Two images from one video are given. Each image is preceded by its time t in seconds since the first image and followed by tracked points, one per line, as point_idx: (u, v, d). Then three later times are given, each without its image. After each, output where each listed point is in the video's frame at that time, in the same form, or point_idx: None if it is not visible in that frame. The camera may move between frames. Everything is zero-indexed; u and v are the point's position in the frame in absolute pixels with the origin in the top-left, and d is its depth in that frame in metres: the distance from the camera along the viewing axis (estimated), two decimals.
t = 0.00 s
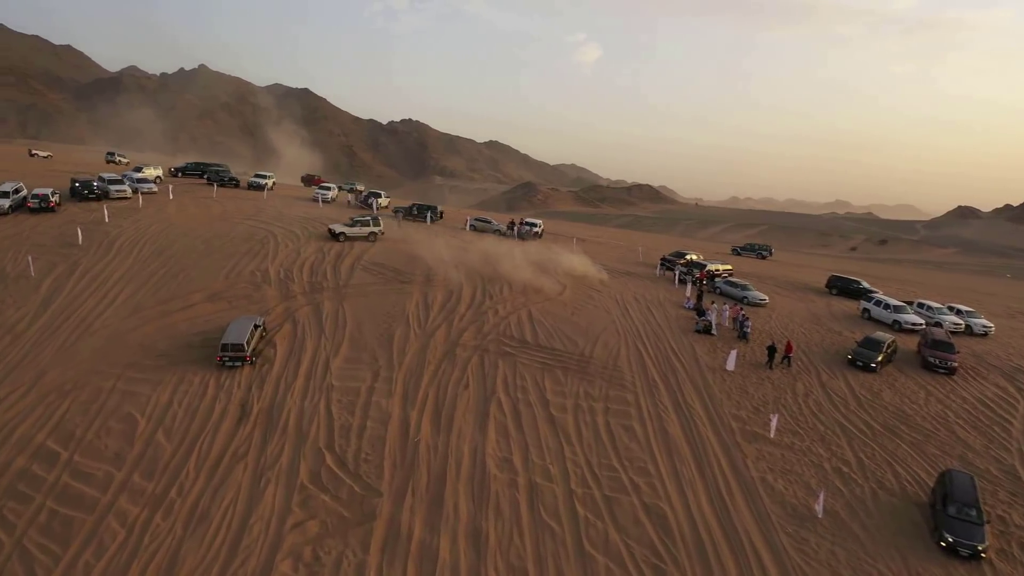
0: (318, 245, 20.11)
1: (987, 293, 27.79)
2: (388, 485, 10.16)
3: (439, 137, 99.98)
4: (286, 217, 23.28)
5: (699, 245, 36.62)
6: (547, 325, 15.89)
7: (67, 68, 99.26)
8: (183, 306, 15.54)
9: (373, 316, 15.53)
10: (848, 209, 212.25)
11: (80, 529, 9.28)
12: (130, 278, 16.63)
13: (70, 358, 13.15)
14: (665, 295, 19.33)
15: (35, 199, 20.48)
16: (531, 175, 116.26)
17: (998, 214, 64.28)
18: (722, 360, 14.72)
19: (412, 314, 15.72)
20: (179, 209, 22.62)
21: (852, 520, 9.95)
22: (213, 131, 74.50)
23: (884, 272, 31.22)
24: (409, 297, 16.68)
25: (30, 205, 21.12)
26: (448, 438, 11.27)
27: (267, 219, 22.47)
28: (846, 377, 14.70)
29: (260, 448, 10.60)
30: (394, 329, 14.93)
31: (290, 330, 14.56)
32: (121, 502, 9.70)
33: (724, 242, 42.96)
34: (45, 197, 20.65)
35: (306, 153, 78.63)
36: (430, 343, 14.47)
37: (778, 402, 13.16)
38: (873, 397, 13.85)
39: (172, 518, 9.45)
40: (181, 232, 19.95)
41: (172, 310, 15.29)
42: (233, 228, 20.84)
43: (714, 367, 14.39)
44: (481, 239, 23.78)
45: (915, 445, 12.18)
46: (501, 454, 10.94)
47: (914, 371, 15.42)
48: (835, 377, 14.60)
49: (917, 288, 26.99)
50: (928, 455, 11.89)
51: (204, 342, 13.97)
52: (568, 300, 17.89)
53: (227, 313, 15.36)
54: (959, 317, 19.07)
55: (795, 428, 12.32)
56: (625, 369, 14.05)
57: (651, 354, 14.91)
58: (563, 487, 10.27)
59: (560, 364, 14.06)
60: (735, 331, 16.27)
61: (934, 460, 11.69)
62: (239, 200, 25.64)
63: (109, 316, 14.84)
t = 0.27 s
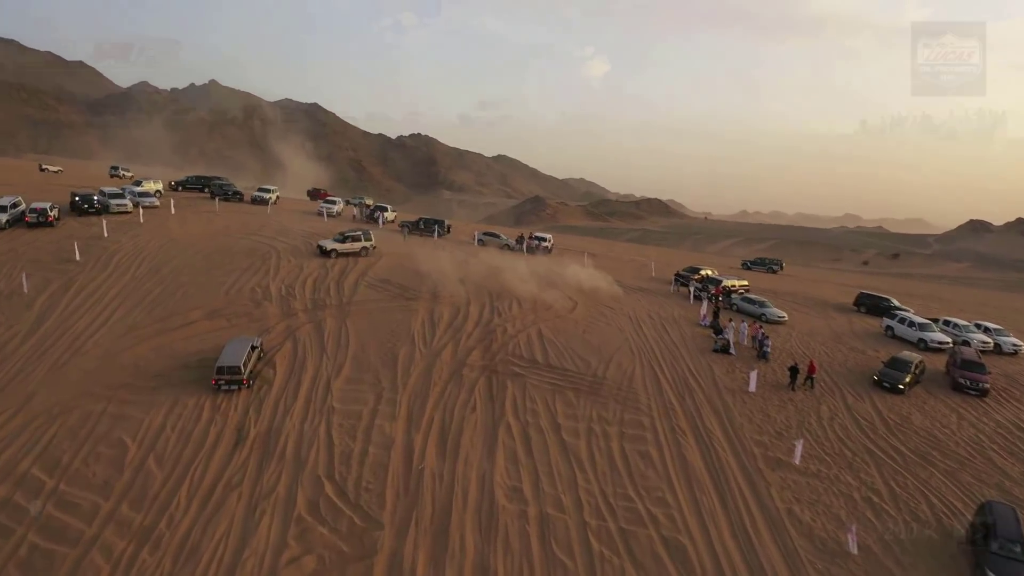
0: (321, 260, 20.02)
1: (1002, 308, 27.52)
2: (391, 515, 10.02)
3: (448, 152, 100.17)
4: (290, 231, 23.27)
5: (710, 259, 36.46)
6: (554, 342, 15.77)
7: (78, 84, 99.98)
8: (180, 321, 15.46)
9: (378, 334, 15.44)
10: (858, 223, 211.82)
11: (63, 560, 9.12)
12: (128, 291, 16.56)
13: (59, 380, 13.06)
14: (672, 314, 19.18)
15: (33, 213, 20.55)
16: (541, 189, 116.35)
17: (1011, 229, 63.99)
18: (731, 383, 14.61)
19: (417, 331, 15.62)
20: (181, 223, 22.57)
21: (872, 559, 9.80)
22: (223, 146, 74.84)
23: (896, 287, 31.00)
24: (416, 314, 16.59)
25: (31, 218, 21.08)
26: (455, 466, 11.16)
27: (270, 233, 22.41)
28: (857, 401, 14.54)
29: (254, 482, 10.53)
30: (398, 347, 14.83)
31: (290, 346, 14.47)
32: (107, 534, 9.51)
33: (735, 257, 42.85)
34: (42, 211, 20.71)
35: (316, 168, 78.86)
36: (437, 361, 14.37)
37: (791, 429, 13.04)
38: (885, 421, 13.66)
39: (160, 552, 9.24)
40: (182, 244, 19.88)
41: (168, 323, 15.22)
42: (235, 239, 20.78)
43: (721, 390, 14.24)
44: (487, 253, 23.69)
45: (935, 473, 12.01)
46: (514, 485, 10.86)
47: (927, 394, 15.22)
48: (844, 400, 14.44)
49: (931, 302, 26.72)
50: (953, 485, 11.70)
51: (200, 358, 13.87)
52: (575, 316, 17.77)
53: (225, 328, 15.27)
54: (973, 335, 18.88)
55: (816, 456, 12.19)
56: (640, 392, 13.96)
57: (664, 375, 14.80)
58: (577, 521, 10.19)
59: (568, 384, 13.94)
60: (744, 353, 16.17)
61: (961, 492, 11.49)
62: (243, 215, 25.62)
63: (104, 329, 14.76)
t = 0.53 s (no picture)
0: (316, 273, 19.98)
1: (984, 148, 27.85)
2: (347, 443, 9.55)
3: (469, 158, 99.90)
4: (286, 229, 23.10)
5: (695, 131, 36.58)
6: (551, 342, 15.80)
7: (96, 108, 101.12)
8: (171, 362, 15.36)
9: (374, 356, 15.46)
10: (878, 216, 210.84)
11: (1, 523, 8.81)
12: (117, 343, 16.45)
13: (38, 405, 13.08)
14: (666, 277, 19.15)
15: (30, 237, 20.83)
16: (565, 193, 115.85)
17: None
18: (730, 363, 14.63)
19: (414, 353, 15.66)
20: (171, 242, 22.41)
21: (900, 442, 9.78)
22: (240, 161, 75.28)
23: (881, 139, 31.22)
24: (411, 332, 16.67)
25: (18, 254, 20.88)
26: (425, 424, 10.69)
27: (262, 243, 22.28)
28: (858, 360, 14.58)
29: (252, 428, 10.38)
30: (392, 370, 14.86)
31: (282, 378, 14.42)
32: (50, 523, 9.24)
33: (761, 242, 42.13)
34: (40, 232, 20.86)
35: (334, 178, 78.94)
36: (434, 381, 14.40)
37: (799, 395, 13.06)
38: (890, 377, 13.71)
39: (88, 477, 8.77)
40: (171, 282, 19.77)
41: (157, 368, 15.11)
42: (226, 267, 20.67)
43: (719, 373, 14.24)
44: (479, 221, 23.67)
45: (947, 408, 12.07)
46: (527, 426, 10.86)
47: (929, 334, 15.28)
48: (843, 362, 14.48)
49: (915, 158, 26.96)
50: (967, 415, 11.77)
51: (193, 394, 13.77)
52: (570, 304, 17.77)
53: (218, 368, 15.19)
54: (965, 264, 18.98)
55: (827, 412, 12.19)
56: (640, 382, 14.00)
57: (663, 363, 14.82)
58: (595, 437, 10.15)
59: (566, 383, 13.96)
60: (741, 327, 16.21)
61: (974, 417, 11.57)
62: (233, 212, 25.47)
63: (92, 378, 14.63)
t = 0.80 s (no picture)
0: (312, 277, 19.94)
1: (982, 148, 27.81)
2: (337, 446, 9.52)
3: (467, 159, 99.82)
4: (282, 229, 23.03)
5: (693, 130, 36.47)
6: (547, 342, 15.73)
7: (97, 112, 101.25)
8: (164, 362, 15.31)
9: (371, 356, 15.39)
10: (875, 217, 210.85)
11: None
12: (112, 343, 16.41)
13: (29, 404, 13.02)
14: (663, 276, 19.09)
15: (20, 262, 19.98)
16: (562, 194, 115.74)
17: None
18: (727, 363, 14.58)
19: (411, 353, 15.58)
20: (168, 243, 22.33)
21: (900, 442, 9.71)
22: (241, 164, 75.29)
23: (878, 138, 31.13)
24: (406, 332, 16.62)
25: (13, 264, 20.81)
26: (419, 428, 10.66)
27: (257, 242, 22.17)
28: (855, 359, 14.52)
29: (247, 428, 10.30)
30: (388, 370, 14.80)
31: (277, 381, 14.35)
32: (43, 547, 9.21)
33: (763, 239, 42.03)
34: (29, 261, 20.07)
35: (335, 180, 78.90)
36: (431, 381, 14.34)
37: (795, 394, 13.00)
38: (888, 375, 13.65)
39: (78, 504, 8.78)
40: (167, 281, 19.70)
41: (153, 369, 15.02)
42: (222, 267, 20.59)
43: (715, 373, 14.18)
44: (475, 219, 23.57)
45: (947, 407, 12.00)
46: (524, 426, 10.80)
47: (927, 338, 15.27)
48: (841, 361, 14.42)
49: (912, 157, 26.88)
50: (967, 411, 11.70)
51: (188, 394, 13.67)
52: (567, 304, 17.70)
53: (215, 365, 15.10)
54: (961, 262, 18.92)
55: (825, 412, 12.13)
56: (636, 382, 13.95)
57: (659, 363, 14.78)
58: (594, 437, 10.09)
59: (562, 385, 13.90)
60: (737, 325, 16.16)
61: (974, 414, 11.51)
62: (228, 208, 25.33)
63: (87, 378, 14.57)
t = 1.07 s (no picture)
0: (311, 276, 19.95)
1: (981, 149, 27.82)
2: (336, 446, 9.54)
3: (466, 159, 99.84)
4: (282, 229, 23.04)
5: (692, 130, 36.46)
6: (545, 343, 15.74)
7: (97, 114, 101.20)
8: (161, 363, 15.30)
9: (369, 356, 15.39)
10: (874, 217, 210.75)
11: None
12: (111, 343, 16.40)
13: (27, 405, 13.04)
14: (662, 276, 19.10)
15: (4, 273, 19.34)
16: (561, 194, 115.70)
17: None
18: (725, 364, 14.58)
19: (410, 353, 15.58)
20: (167, 243, 22.34)
21: (898, 442, 9.72)
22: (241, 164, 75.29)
23: (877, 138, 31.13)
24: (405, 332, 16.61)
25: (12, 267, 20.82)
26: (417, 427, 10.66)
27: (256, 242, 22.17)
28: (853, 359, 14.54)
29: (245, 429, 10.30)
30: (387, 370, 14.80)
31: (275, 381, 14.36)
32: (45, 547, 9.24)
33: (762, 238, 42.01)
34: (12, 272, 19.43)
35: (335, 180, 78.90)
36: (430, 380, 14.35)
37: (794, 395, 13.02)
38: (886, 375, 13.67)
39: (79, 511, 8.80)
40: (166, 281, 19.71)
41: (152, 369, 15.01)
42: (221, 267, 20.60)
43: (714, 374, 14.19)
44: (474, 219, 23.57)
45: (945, 407, 12.01)
46: (522, 426, 10.81)
47: (924, 338, 15.30)
48: (839, 361, 14.44)
49: (910, 157, 26.89)
50: (964, 411, 11.72)
51: (186, 394, 13.67)
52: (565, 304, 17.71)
53: (213, 365, 15.10)
54: (960, 262, 18.92)
55: (824, 412, 12.14)
56: (634, 382, 13.96)
57: (657, 363, 14.80)
58: (593, 437, 10.10)
59: (561, 385, 13.91)
60: (736, 327, 16.19)
61: (972, 415, 11.53)
62: (227, 208, 25.34)
63: (85, 378, 14.57)
